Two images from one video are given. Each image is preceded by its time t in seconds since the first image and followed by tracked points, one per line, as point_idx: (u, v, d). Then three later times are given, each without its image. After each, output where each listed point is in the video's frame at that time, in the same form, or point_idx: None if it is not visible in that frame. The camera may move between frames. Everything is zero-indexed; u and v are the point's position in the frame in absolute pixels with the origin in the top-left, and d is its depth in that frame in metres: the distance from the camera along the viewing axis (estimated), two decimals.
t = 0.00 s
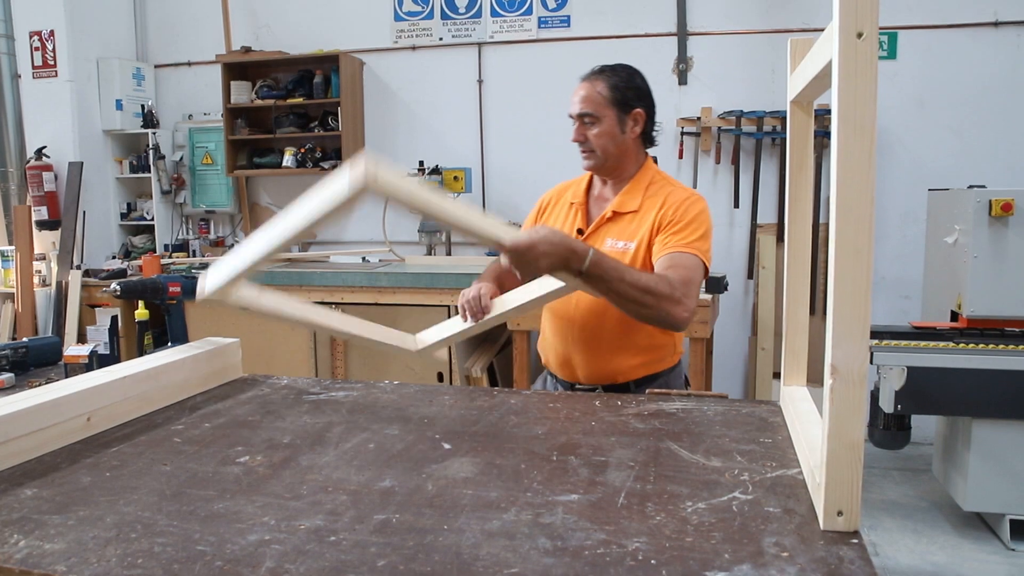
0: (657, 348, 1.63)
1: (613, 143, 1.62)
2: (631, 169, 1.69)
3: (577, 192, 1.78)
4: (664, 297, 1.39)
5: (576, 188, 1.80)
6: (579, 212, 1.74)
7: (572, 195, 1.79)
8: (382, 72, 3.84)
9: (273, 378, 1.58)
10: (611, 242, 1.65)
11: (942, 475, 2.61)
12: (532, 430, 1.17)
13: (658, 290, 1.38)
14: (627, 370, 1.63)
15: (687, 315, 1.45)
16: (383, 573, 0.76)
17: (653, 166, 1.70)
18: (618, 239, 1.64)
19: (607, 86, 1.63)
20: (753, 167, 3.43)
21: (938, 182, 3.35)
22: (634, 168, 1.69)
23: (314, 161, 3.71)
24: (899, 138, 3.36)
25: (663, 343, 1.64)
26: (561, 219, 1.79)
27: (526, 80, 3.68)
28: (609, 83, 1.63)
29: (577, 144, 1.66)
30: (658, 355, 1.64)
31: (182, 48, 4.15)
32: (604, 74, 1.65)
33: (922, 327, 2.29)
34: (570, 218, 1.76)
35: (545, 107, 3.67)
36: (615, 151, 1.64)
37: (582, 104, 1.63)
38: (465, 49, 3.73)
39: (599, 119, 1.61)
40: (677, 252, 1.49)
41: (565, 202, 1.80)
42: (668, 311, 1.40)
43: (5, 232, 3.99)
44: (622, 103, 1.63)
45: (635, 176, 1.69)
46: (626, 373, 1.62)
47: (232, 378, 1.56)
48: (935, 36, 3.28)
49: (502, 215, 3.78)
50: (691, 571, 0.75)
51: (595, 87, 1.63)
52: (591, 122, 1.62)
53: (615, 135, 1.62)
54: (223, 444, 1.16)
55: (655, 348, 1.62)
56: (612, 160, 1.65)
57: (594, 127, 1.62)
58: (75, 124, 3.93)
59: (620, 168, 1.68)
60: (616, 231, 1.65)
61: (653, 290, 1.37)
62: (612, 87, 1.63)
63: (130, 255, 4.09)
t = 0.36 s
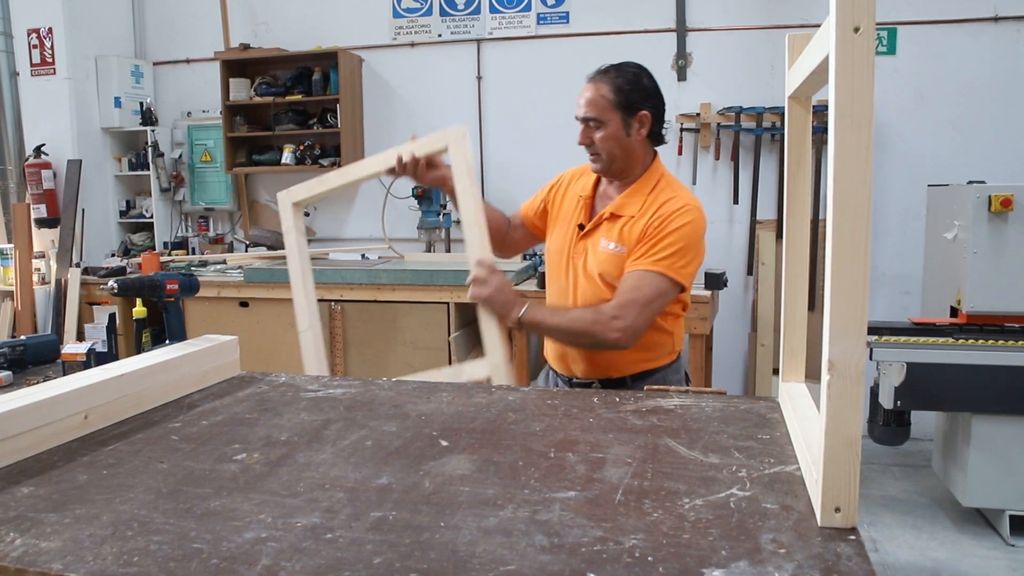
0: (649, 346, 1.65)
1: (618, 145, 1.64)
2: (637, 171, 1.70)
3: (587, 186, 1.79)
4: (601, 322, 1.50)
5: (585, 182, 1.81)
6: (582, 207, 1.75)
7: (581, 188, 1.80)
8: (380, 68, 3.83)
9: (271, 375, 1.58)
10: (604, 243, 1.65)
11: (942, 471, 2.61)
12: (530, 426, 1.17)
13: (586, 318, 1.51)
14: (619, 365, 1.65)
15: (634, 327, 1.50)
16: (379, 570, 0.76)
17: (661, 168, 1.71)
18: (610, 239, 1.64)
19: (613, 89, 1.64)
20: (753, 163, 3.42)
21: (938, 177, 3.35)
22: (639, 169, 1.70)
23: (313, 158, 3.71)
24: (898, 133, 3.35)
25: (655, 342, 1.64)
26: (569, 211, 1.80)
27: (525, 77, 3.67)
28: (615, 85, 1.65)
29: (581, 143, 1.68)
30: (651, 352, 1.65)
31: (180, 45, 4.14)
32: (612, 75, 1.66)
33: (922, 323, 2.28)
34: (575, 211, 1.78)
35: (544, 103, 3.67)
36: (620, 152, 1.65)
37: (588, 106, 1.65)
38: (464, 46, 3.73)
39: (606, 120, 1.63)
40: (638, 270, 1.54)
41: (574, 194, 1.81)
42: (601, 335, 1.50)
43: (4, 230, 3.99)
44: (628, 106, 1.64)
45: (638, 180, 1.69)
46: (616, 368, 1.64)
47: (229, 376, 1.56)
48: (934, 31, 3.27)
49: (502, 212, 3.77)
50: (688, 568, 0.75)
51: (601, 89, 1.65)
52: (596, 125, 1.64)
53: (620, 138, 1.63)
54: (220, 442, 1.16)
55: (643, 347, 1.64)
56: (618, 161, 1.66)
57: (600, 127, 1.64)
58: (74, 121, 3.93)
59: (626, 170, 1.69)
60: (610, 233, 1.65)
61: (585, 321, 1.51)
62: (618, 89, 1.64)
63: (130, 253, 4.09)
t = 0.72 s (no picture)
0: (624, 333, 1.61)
1: (515, 151, 1.59)
2: (541, 176, 1.63)
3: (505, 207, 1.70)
4: (570, 316, 1.40)
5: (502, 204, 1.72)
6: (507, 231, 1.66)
7: (501, 212, 1.71)
8: (379, 66, 3.83)
9: (269, 372, 1.58)
10: (540, 256, 1.56)
11: (942, 466, 2.61)
12: (529, 422, 1.16)
13: (555, 317, 1.41)
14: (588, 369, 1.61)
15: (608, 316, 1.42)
16: (376, 567, 0.76)
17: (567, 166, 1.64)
18: (543, 249, 1.56)
19: (507, 97, 1.61)
20: (752, 159, 3.42)
21: (937, 172, 3.34)
22: (545, 173, 1.63)
23: (312, 155, 3.71)
24: (899, 128, 3.34)
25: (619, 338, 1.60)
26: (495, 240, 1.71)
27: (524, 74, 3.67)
28: (509, 93, 1.61)
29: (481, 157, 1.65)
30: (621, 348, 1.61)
31: (178, 43, 4.14)
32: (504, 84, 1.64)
33: (921, 319, 2.28)
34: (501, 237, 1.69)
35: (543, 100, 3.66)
36: (518, 159, 1.60)
37: (484, 118, 1.62)
38: (463, 42, 3.72)
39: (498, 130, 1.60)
40: (582, 267, 1.45)
41: (494, 220, 1.72)
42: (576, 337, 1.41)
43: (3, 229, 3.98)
44: (523, 112, 1.60)
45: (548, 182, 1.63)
46: (589, 372, 1.60)
47: (226, 375, 1.55)
48: (934, 26, 3.26)
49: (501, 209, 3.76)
50: (686, 563, 0.75)
51: (495, 99, 1.62)
52: (493, 134, 1.61)
53: (516, 144, 1.59)
54: (217, 439, 1.16)
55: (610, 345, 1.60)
56: (518, 169, 1.61)
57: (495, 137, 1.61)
58: (72, 119, 3.92)
59: (532, 176, 1.63)
60: (542, 243, 1.56)
61: (554, 319, 1.41)
62: (511, 96, 1.60)
63: (129, 251, 4.08)
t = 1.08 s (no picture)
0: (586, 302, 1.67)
1: (435, 165, 1.61)
2: (461, 189, 1.66)
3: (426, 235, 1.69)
4: (546, 291, 1.45)
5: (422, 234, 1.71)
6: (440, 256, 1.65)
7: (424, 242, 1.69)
8: (378, 63, 3.82)
9: (268, 369, 1.57)
10: (486, 259, 1.58)
11: (942, 462, 2.60)
12: (528, 419, 1.16)
13: (535, 298, 1.44)
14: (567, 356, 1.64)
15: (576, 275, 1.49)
16: (374, 565, 0.75)
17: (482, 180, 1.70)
18: (485, 251, 1.58)
19: (424, 113, 1.64)
20: (752, 155, 3.41)
21: (937, 168, 3.33)
22: (464, 187, 1.66)
23: (310, 152, 3.70)
24: (899, 124, 3.34)
25: (588, 320, 1.64)
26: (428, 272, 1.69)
27: (523, 70, 3.66)
28: (426, 110, 1.64)
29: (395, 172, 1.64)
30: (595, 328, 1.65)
31: (177, 40, 4.13)
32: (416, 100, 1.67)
33: (922, 314, 2.27)
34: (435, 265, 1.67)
35: (542, 96, 3.66)
36: (438, 173, 1.62)
37: (399, 132, 1.62)
38: (461, 38, 3.71)
39: (416, 144, 1.61)
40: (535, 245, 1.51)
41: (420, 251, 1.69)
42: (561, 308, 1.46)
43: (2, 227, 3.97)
44: (440, 127, 1.64)
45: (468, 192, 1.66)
46: (568, 358, 1.63)
47: (225, 373, 1.55)
48: (934, 21, 3.25)
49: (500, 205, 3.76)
50: (686, 560, 0.74)
51: (410, 114, 1.63)
52: (412, 147, 1.61)
53: (436, 158, 1.61)
54: (215, 437, 1.15)
55: (581, 325, 1.63)
56: (437, 184, 1.64)
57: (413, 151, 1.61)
58: (70, 117, 3.91)
59: (450, 190, 1.65)
60: (482, 245, 1.59)
61: (534, 301, 1.44)
62: (429, 113, 1.64)
63: (128, 249, 4.08)
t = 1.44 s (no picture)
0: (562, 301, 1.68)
1: (430, 146, 1.63)
2: (449, 176, 1.66)
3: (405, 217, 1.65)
4: (542, 292, 1.47)
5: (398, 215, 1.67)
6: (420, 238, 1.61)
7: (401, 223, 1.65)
8: (376, 61, 3.81)
9: (265, 369, 1.57)
10: (470, 246, 1.57)
11: (940, 462, 2.60)
12: (525, 420, 1.15)
13: (531, 299, 1.46)
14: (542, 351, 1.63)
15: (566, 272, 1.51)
16: (369, 568, 0.75)
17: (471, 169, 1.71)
18: (471, 239, 1.57)
19: (423, 93, 1.67)
20: (751, 154, 3.41)
21: (935, 167, 3.33)
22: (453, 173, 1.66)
23: (308, 151, 3.69)
24: (898, 124, 3.33)
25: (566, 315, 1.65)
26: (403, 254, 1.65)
27: (521, 69, 3.65)
28: (427, 90, 1.68)
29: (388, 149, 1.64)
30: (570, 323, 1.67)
31: (175, 38, 4.12)
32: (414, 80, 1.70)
33: (920, 313, 2.27)
34: (412, 246, 1.63)
35: (540, 95, 3.65)
36: (433, 155, 1.63)
37: (398, 108, 1.64)
38: (460, 37, 3.70)
39: (414, 123, 1.63)
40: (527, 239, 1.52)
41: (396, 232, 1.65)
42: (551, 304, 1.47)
43: None
44: (438, 109, 1.67)
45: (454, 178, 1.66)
46: (545, 355, 1.63)
47: (221, 372, 1.54)
48: (933, 20, 3.25)
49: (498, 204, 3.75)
50: (683, 563, 0.74)
51: (410, 92, 1.65)
52: (410, 125, 1.63)
53: (432, 138, 1.63)
54: (211, 438, 1.15)
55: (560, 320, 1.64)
56: (430, 166, 1.63)
57: (410, 129, 1.63)
58: (68, 115, 3.90)
59: (440, 174, 1.65)
60: (467, 232, 1.57)
61: (531, 301, 1.46)
62: (429, 93, 1.67)
63: (125, 247, 4.07)
